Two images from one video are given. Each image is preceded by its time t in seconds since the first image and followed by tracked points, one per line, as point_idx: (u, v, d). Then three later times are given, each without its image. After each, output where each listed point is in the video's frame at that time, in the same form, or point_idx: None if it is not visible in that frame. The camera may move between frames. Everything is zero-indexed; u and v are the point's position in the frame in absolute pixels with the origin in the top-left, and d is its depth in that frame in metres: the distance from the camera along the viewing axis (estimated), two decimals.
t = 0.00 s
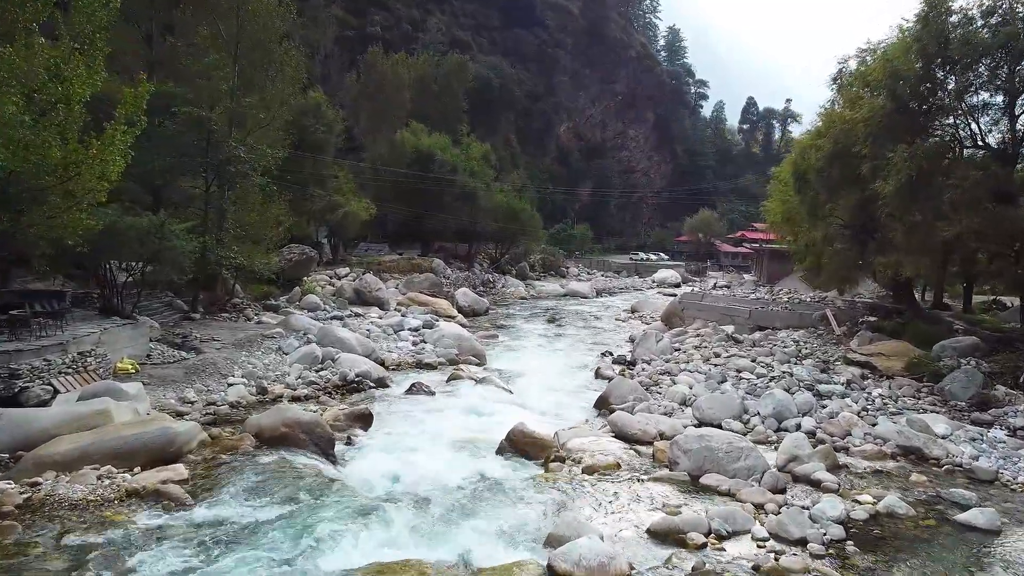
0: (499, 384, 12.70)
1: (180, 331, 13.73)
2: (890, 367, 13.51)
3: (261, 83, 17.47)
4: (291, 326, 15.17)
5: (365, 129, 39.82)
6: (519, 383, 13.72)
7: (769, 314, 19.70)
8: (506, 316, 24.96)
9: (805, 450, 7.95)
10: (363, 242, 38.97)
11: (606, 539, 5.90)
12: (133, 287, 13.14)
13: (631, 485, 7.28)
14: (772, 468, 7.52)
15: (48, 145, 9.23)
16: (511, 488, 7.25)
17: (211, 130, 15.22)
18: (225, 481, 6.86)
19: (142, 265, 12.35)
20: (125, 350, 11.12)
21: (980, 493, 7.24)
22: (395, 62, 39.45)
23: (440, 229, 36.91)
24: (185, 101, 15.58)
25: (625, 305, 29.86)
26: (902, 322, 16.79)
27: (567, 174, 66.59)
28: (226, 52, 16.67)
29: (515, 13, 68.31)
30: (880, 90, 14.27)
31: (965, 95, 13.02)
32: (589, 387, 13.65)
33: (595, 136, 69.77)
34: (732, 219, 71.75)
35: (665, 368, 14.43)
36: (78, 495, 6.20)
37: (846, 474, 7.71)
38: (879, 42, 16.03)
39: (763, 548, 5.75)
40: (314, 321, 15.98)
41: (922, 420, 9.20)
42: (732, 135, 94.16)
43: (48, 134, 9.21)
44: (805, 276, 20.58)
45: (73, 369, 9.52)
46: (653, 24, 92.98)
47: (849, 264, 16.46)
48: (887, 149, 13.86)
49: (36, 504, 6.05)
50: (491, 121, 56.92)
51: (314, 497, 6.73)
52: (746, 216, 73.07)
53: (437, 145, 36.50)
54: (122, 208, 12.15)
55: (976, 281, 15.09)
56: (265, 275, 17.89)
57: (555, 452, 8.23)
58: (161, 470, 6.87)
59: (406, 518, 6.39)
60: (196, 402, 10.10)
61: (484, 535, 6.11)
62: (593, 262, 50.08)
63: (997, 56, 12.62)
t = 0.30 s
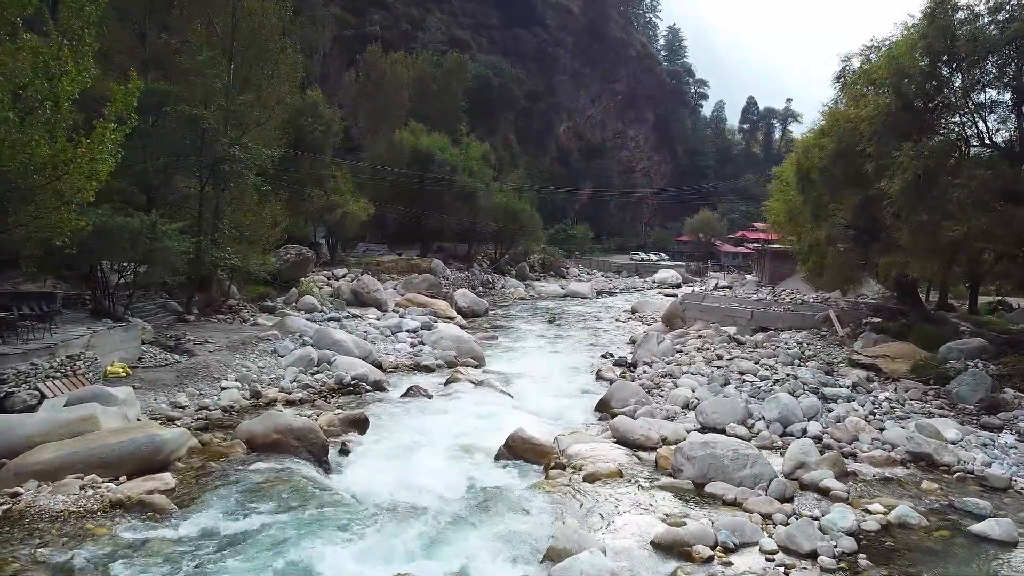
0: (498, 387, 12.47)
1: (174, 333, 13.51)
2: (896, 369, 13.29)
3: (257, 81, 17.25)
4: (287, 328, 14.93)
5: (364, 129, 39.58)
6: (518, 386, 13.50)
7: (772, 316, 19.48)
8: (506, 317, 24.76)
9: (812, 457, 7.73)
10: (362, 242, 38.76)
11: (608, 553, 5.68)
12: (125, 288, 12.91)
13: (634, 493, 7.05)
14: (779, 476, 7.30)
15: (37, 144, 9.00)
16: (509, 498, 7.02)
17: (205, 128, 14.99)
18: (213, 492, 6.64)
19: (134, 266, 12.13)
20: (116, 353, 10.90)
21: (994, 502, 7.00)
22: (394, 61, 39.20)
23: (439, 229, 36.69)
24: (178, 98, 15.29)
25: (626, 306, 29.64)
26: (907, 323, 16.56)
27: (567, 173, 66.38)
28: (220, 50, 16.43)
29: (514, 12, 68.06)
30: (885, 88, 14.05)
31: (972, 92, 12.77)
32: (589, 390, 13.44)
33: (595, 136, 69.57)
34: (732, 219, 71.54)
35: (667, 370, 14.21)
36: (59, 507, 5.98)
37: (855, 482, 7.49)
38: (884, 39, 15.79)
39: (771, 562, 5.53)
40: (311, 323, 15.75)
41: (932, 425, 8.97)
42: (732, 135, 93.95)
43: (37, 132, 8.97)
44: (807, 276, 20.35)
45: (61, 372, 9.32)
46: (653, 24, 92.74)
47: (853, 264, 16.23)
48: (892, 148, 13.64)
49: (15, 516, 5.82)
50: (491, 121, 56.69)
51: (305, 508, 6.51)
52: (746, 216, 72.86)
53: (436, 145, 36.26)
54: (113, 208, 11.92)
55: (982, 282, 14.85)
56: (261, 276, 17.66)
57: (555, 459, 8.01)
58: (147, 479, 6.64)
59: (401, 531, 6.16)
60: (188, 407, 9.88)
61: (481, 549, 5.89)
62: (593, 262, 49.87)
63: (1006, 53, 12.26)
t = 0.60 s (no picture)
0: (496, 390, 12.23)
1: (166, 335, 13.26)
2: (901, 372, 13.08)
3: (252, 80, 17.01)
4: (282, 330, 14.69)
5: (362, 128, 39.33)
6: (517, 389, 13.28)
7: (773, 317, 19.27)
8: (505, 318, 24.54)
9: (819, 464, 7.50)
10: (361, 243, 38.52)
11: (610, 568, 5.44)
12: (116, 289, 12.66)
13: (636, 502, 6.82)
14: (785, 485, 7.07)
15: (22, 142, 8.73)
16: (505, 508, 6.79)
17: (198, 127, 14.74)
18: (199, 502, 6.39)
19: (125, 267, 11.88)
20: (105, 356, 10.65)
21: (1008, 512, 6.76)
22: (392, 60, 38.93)
23: (437, 229, 36.45)
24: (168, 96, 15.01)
25: (626, 307, 29.43)
26: (911, 324, 16.33)
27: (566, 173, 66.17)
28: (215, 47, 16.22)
29: (514, 11, 67.77)
30: (890, 86, 13.82)
31: (979, 90, 12.45)
32: (589, 393, 13.22)
33: (595, 136, 69.45)
34: (732, 219, 71.39)
35: (669, 373, 13.98)
36: (37, 519, 5.74)
37: (864, 491, 7.25)
38: (888, 36, 15.56)
39: None
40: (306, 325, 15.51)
41: (941, 431, 8.73)
42: (732, 135, 93.79)
43: (22, 130, 8.70)
44: (810, 277, 20.14)
45: (47, 377, 9.08)
46: (653, 23, 92.50)
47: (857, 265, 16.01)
48: (898, 147, 13.40)
49: None
50: (490, 120, 56.45)
51: (294, 519, 6.27)
52: (746, 216, 72.70)
53: (435, 145, 36.03)
54: (103, 208, 11.68)
55: (988, 283, 14.62)
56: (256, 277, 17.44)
57: (554, 467, 7.78)
58: (131, 489, 6.40)
59: (393, 544, 5.92)
60: (178, 412, 9.63)
61: (476, 563, 5.64)
62: (593, 262, 49.65)
63: (1015, 48, 11.84)
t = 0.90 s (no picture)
0: (493, 394, 12.00)
1: (157, 337, 13.01)
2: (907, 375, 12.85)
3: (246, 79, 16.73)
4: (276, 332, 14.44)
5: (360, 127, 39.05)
6: (515, 392, 13.05)
7: (775, 318, 19.03)
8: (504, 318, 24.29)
9: (827, 472, 7.26)
10: (359, 242, 38.27)
11: None
12: (106, 291, 12.41)
13: (637, 513, 6.57)
14: (793, 494, 6.82)
15: (8, 137, 8.49)
16: (502, 519, 6.57)
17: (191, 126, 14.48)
18: (182, 514, 6.17)
19: (114, 268, 11.62)
20: (93, 360, 10.40)
21: None
22: (390, 58, 38.64)
23: (436, 229, 36.19)
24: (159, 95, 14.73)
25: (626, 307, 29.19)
26: (916, 326, 16.09)
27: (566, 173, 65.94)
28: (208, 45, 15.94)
29: (513, 10, 67.48)
30: (895, 84, 13.58)
31: (986, 87, 12.26)
32: (590, 397, 12.97)
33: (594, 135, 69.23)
34: (732, 219, 71.19)
35: (670, 375, 13.74)
36: (12, 534, 5.48)
37: (874, 501, 7.00)
38: (894, 33, 15.31)
39: None
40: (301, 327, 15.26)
41: (952, 436, 8.49)
42: (732, 134, 93.56)
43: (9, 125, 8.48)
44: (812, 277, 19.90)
45: (31, 382, 8.84)
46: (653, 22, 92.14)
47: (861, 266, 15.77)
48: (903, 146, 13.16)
49: None
50: (489, 120, 56.17)
51: (284, 531, 6.07)
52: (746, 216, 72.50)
53: (434, 144, 35.78)
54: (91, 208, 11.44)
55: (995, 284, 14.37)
56: (251, 278, 17.20)
57: (553, 475, 7.53)
58: (112, 500, 6.16)
59: (384, 560, 5.68)
60: (167, 418, 9.37)
61: None
62: (593, 262, 49.44)
63: None
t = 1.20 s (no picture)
0: (492, 397, 11.75)
1: (148, 339, 12.73)
2: (913, 376, 12.61)
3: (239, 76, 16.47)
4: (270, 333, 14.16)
5: (358, 126, 38.75)
6: (514, 395, 12.79)
7: (778, 318, 18.79)
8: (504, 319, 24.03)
9: (837, 480, 6.99)
10: (357, 242, 37.98)
11: None
12: (95, 292, 12.13)
13: (642, 525, 6.30)
14: (803, 503, 6.56)
15: None
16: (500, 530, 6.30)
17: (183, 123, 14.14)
18: (165, 527, 5.89)
19: (103, 269, 11.32)
20: (80, 363, 10.12)
21: None
22: (388, 57, 38.35)
23: (435, 229, 35.91)
24: (151, 92, 14.47)
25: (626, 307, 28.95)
26: (922, 326, 15.85)
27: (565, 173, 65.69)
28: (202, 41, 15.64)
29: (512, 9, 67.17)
30: (903, 80, 13.28)
31: (995, 83, 11.91)
32: (590, 399, 12.71)
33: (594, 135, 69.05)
34: (733, 219, 70.98)
35: (672, 377, 13.48)
36: None
37: (888, 510, 6.73)
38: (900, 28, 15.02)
39: None
40: (296, 329, 14.98)
41: (965, 441, 8.22)
42: (732, 133, 93.35)
43: None
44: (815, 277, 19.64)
45: (14, 387, 8.57)
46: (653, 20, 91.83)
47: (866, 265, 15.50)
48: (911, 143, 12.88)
49: None
50: (488, 119, 55.87)
51: (272, 543, 5.79)
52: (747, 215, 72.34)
53: (432, 143, 35.52)
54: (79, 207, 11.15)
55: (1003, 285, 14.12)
56: (245, 278, 16.94)
57: (552, 483, 7.28)
58: (91, 512, 5.90)
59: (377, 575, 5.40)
60: (155, 423, 9.10)
61: None
62: (592, 262, 49.17)
63: None
